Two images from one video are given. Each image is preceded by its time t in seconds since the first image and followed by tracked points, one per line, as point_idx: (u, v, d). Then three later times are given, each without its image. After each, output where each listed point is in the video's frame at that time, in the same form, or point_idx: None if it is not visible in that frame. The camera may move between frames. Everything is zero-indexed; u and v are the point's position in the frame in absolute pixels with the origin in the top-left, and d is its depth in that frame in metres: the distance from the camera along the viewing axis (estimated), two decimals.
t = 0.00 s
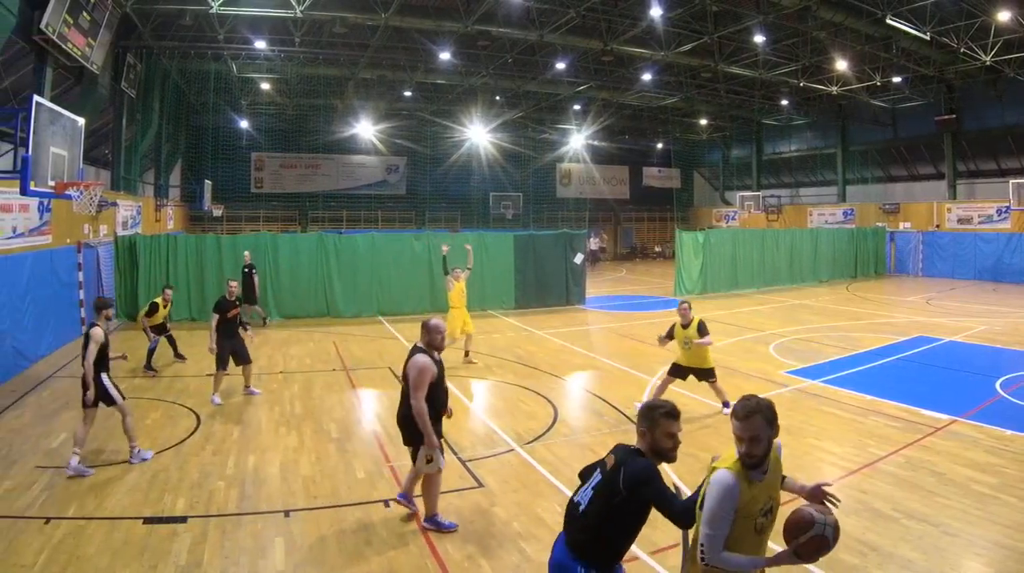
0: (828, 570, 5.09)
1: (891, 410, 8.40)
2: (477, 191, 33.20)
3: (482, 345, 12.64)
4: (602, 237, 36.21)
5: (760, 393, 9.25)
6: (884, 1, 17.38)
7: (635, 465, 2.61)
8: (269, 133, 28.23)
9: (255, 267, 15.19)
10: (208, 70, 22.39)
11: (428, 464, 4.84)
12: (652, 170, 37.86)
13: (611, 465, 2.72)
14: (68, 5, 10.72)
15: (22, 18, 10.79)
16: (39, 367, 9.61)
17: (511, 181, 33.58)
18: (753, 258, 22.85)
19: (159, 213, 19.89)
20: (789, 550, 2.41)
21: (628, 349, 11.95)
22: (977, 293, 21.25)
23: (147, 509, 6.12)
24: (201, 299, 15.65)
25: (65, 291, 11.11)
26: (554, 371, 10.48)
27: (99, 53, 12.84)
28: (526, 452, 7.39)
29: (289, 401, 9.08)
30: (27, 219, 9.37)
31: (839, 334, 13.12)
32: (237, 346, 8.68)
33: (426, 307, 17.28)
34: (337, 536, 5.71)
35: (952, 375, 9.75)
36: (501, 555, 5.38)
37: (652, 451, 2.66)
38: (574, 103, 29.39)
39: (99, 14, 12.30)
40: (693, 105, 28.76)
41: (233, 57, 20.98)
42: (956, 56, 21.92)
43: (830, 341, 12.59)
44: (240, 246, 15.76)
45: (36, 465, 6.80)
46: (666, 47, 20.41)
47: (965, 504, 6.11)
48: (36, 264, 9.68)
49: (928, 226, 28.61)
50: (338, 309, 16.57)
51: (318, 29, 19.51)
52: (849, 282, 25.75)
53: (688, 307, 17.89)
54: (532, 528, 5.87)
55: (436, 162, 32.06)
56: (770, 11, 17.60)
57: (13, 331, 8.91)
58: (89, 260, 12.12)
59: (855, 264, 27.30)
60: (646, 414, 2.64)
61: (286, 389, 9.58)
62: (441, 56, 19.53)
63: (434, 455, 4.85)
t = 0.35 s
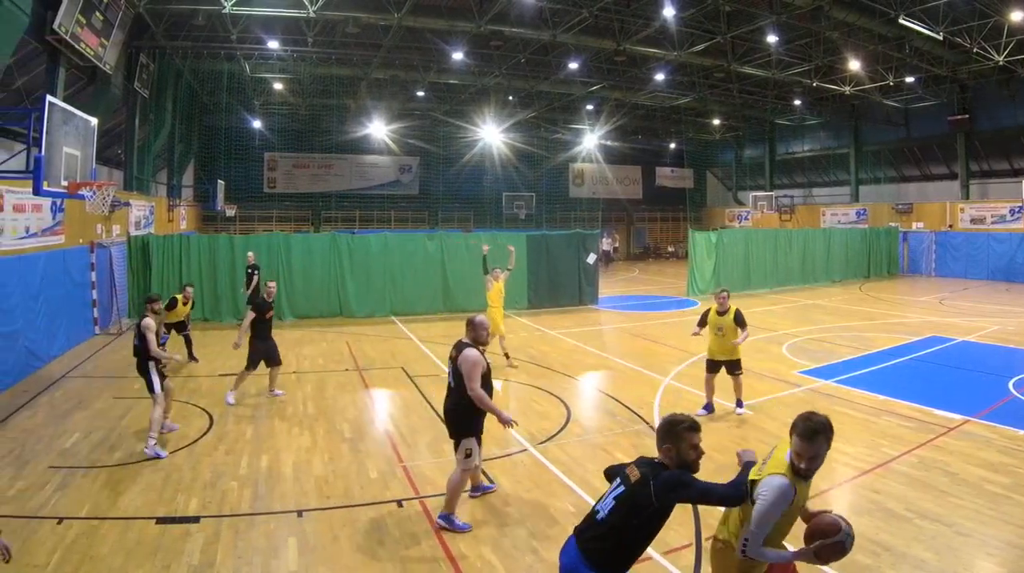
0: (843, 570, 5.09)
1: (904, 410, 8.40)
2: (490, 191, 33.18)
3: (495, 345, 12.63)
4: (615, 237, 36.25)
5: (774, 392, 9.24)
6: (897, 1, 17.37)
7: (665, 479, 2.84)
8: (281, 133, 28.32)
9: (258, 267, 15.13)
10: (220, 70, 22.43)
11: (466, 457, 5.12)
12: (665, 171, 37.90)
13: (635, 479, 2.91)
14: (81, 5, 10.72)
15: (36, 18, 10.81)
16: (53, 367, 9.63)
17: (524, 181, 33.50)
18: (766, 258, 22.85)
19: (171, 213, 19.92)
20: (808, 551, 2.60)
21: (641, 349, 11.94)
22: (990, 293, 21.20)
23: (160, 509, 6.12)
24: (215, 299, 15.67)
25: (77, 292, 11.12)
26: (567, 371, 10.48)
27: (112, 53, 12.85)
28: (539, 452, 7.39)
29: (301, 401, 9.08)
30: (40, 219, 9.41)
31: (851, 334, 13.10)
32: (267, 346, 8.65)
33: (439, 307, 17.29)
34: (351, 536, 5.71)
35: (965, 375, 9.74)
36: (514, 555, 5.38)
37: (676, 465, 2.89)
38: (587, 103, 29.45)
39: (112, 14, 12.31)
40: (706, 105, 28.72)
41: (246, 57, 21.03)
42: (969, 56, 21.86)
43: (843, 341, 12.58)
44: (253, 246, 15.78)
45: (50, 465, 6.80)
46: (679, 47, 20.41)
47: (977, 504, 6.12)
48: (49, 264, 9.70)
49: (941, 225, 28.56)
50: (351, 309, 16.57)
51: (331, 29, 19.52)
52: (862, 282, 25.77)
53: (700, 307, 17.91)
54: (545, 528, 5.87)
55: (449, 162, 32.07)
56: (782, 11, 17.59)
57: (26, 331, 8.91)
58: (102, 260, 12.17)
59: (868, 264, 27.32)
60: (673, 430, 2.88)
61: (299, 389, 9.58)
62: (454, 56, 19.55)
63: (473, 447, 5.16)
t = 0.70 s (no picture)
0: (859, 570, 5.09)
1: (917, 410, 8.40)
2: (504, 191, 33.17)
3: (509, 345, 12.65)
4: (629, 237, 36.29)
5: (788, 392, 9.24)
6: (911, 1, 17.35)
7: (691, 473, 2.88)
8: (296, 134, 28.45)
9: (259, 267, 15.11)
10: (233, 70, 22.48)
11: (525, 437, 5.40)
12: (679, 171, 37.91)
13: (661, 477, 2.95)
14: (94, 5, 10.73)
15: (50, 18, 10.83)
16: (67, 367, 9.64)
17: (539, 183, 33.77)
18: (780, 258, 22.86)
19: (186, 213, 19.96)
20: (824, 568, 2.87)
21: (654, 349, 11.95)
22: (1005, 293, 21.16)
23: (174, 509, 6.12)
24: (229, 298, 15.70)
25: (91, 292, 11.14)
26: (581, 371, 10.49)
27: (126, 53, 12.87)
28: (552, 452, 7.39)
29: (316, 401, 9.09)
30: (54, 219, 9.43)
31: (865, 334, 13.09)
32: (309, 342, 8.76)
33: (453, 307, 17.31)
34: (364, 536, 5.72)
35: (979, 375, 9.74)
36: (528, 555, 5.37)
37: (701, 461, 2.92)
38: (601, 104, 29.46)
39: (126, 14, 12.33)
40: (720, 105, 28.70)
41: (261, 57, 21.08)
42: (983, 56, 21.80)
43: (857, 341, 12.56)
44: (267, 246, 15.82)
45: (64, 466, 6.79)
46: (693, 47, 20.42)
47: (992, 505, 6.11)
48: (63, 264, 9.72)
49: (954, 225, 28.54)
50: (365, 308, 16.57)
51: (345, 29, 19.55)
52: (877, 282, 25.77)
53: (715, 307, 17.93)
54: (559, 527, 5.87)
55: (463, 162, 32.07)
56: (797, 11, 17.59)
57: (40, 331, 8.92)
58: (116, 260, 12.25)
59: (882, 264, 27.34)
60: (699, 425, 2.91)
61: (312, 389, 9.59)
62: (469, 56, 19.58)
63: (530, 428, 5.42)
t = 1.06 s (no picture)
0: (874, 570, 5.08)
1: (930, 410, 8.40)
2: (517, 191, 33.13)
3: (522, 345, 12.68)
4: (642, 237, 36.26)
5: (802, 392, 9.23)
6: (924, 1, 17.35)
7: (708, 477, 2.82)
8: (308, 134, 28.52)
9: (258, 268, 15.11)
10: (245, 70, 22.53)
11: (564, 437, 5.50)
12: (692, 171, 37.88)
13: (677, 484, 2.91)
14: (107, 5, 10.77)
15: (63, 18, 10.87)
16: (80, 367, 9.65)
17: (551, 183, 33.91)
18: (793, 258, 22.86)
19: (199, 212, 20.02)
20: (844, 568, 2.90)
21: (667, 349, 11.96)
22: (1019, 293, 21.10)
23: (186, 509, 6.11)
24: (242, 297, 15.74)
25: (104, 292, 11.18)
26: (595, 371, 10.51)
27: (139, 53, 12.90)
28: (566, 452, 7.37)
29: (329, 401, 9.09)
30: (66, 219, 9.46)
31: (878, 334, 13.08)
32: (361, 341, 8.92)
33: (466, 307, 17.31)
34: (377, 536, 5.71)
35: (992, 375, 9.73)
36: (541, 555, 5.37)
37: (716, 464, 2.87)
38: (613, 104, 29.46)
39: (139, 14, 12.35)
40: (734, 105, 28.70)
41: (274, 57, 21.10)
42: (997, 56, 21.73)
43: (870, 341, 12.55)
44: (281, 246, 15.85)
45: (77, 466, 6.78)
46: (706, 47, 20.42)
47: (1005, 504, 6.11)
48: (76, 264, 9.74)
49: (968, 225, 28.52)
50: (377, 309, 16.58)
51: (357, 29, 19.55)
52: (890, 282, 25.77)
53: (728, 307, 17.93)
54: (572, 528, 5.86)
55: (476, 162, 32.09)
56: (810, 11, 17.58)
57: (53, 331, 8.93)
58: (129, 260, 12.31)
59: (895, 264, 27.34)
60: (716, 433, 2.83)
61: (325, 389, 9.59)
62: (482, 56, 19.58)
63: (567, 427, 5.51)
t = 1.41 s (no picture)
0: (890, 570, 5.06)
1: (944, 410, 8.40)
2: (531, 191, 33.16)
3: (537, 345, 12.71)
4: (657, 237, 36.27)
5: (816, 392, 9.23)
6: (938, 1, 17.37)
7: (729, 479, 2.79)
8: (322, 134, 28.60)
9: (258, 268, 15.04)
10: (258, 71, 22.60)
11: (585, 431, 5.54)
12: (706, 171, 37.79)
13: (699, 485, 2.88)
14: (120, 5, 10.81)
15: (77, 18, 10.91)
16: (94, 368, 9.69)
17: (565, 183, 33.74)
18: (807, 258, 22.87)
19: (213, 213, 20.11)
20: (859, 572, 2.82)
21: (681, 349, 11.97)
22: None
23: (200, 509, 6.08)
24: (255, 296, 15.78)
25: (117, 292, 11.25)
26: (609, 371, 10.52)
27: (153, 53, 12.96)
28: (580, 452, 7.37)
29: (343, 401, 9.10)
30: (81, 219, 9.55)
31: (891, 335, 13.07)
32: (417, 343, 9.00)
33: (480, 307, 17.32)
34: (391, 536, 5.70)
35: (1007, 375, 9.72)
36: (555, 555, 5.35)
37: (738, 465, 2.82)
38: (627, 104, 29.47)
39: (153, 15, 12.40)
40: (747, 105, 28.73)
41: (288, 57, 21.13)
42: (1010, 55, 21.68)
43: (883, 342, 12.54)
44: (295, 246, 15.88)
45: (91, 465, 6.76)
46: (720, 47, 20.45)
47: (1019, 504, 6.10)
48: (90, 265, 9.77)
49: (981, 225, 28.55)
50: (390, 309, 16.60)
51: (371, 30, 19.58)
52: (904, 282, 25.78)
53: (742, 307, 17.95)
54: (587, 528, 5.84)
55: (490, 162, 32.14)
56: (824, 11, 17.60)
57: (67, 331, 8.99)
58: (143, 260, 12.42)
59: (909, 265, 27.37)
60: (734, 433, 2.78)
61: (340, 389, 9.60)
62: (496, 56, 19.62)
63: (591, 422, 5.54)
